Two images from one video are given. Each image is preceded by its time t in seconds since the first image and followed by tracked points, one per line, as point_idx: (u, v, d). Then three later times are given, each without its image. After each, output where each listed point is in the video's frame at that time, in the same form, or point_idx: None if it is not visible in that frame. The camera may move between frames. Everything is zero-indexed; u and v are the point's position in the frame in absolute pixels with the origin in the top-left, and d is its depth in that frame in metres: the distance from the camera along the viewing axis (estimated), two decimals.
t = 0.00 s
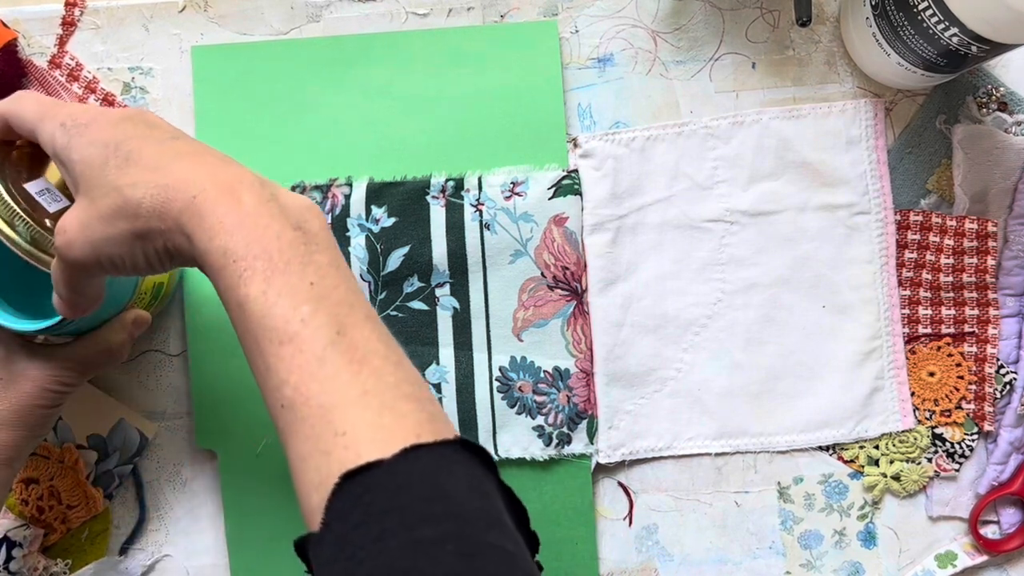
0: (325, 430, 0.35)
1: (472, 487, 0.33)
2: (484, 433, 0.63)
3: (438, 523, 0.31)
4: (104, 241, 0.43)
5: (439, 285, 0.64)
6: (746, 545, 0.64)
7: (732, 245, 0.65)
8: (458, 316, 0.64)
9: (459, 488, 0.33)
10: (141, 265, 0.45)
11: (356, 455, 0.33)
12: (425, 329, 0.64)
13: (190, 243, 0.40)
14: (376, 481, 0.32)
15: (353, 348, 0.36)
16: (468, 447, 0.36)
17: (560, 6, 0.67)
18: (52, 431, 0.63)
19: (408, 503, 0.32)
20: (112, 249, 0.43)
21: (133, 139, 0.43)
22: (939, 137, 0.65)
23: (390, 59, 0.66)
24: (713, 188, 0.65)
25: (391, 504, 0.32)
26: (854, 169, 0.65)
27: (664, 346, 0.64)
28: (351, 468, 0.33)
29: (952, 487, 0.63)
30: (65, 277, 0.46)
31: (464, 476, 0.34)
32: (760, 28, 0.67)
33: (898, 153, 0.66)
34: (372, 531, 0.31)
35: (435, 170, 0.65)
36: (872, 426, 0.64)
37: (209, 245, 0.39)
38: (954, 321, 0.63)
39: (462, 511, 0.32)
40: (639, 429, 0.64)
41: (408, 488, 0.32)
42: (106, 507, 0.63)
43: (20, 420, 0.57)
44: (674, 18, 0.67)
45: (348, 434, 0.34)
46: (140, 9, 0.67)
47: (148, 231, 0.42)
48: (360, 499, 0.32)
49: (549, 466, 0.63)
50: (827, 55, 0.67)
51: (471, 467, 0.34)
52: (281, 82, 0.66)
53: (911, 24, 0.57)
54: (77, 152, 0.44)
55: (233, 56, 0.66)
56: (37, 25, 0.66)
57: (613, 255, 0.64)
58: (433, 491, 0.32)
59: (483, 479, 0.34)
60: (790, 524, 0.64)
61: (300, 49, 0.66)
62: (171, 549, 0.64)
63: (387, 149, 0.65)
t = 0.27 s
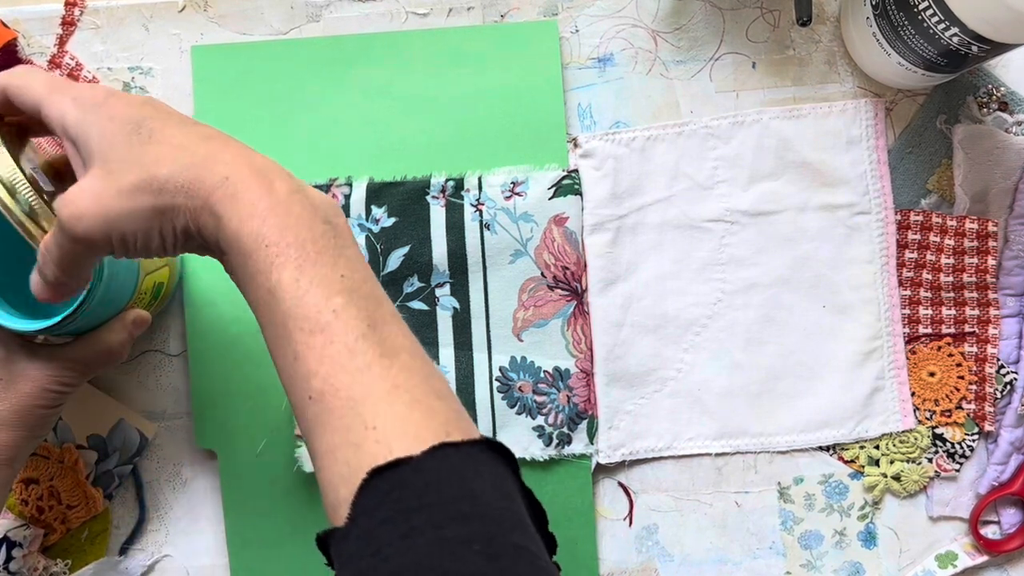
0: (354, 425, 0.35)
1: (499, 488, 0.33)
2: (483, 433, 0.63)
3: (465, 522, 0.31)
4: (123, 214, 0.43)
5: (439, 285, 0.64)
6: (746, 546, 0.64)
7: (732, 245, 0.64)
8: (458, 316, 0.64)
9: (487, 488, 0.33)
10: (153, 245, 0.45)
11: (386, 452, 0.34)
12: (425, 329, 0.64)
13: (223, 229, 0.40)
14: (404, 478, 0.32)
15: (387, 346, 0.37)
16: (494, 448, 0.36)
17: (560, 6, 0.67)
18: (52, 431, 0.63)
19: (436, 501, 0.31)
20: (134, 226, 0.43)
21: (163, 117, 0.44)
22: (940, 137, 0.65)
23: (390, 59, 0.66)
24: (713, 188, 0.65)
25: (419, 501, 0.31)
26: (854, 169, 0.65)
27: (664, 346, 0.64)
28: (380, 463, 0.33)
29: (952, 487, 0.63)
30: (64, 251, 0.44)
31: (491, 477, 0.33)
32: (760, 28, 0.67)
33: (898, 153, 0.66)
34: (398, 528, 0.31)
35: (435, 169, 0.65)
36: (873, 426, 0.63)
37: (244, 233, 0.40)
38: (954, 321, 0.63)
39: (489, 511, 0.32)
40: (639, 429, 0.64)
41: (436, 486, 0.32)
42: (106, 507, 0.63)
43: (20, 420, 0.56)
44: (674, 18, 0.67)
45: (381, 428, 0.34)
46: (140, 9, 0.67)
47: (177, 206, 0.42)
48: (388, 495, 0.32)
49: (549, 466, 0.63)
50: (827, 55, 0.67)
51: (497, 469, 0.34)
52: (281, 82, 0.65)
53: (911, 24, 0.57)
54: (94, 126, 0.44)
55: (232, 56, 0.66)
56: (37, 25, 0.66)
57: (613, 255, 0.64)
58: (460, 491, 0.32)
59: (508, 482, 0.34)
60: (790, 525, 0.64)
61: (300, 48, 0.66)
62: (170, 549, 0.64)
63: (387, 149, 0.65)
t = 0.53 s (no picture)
0: (413, 460, 0.36)
1: (543, 539, 0.36)
2: (484, 433, 0.63)
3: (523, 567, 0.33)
4: (152, 205, 0.42)
5: (439, 285, 0.64)
6: (746, 545, 0.64)
7: (732, 245, 0.64)
8: (458, 316, 0.64)
9: (537, 537, 0.35)
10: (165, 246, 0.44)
11: (448, 491, 0.35)
12: (425, 329, 0.64)
13: (255, 232, 0.42)
14: (466, 517, 0.34)
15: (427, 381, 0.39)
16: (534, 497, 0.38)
17: (560, 6, 0.67)
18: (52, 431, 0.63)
19: (497, 544, 0.33)
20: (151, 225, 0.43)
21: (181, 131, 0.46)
22: (940, 137, 0.65)
23: (391, 59, 0.66)
24: (713, 188, 0.65)
25: (481, 542, 0.33)
26: (854, 169, 0.65)
27: (664, 346, 0.64)
28: (442, 502, 0.35)
29: (952, 487, 0.63)
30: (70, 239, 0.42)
31: (537, 527, 0.36)
32: (760, 28, 0.67)
33: (898, 153, 0.66)
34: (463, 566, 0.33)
35: (435, 170, 0.65)
36: (873, 426, 0.63)
37: (275, 243, 0.41)
38: (954, 321, 0.63)
39: (540, 559, 0.34)
40: (639, 429, 0.64)
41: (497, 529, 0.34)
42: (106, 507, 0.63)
43: (21, 420, 0.56)
44: (674, 18, 0.67)
45: (440, 465, 0.36)
46: (140, 9, 0.67)
47: (211, 206, 0.43)
48: (450, 533, 0.34)
49: (549, 466, 0.63)
50: (827, 55, 0.67)
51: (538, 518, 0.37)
52: (281, 82, 0.65)
53: (911, 24, 0.57)
54: (98, 125, 0.43)
55: (233, 56, 0.66)
56: (37, 25, 0.66)
57: (613, 255, 0.64)
58: (516, 536, 0.34)
59: (546, 533, 0.37)
60: (790, 524, 0.64)
61: (300, 48, 0.66)
62: (170, 550, 0.64)
63: (387, 149, 0.65)
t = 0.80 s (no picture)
0: (487, 521, 0.37)
1: None
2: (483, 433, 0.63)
3: None
4: (226, 250, 0.42)
5: (439, 285, 0.64)
6: (746, 545, 0.64)
7: (732, 245, 0.64)
8: (458, 316, 0.64)
9: None
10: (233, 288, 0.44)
11: (522, 552, 0.36)
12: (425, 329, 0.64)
13: (326, 279, 0.45)
14: None
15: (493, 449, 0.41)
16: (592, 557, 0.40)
17: (560, 6, 0.67)
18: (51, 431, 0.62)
19: None
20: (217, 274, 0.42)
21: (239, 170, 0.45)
22: (939, 137, 0.65)
23: (391, 60, 0.66)
24: (713, 188, 0.65)
25: None
26: (854, 169, 0.65)
27: (664, 345, 0.64)
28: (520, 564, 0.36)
29: (952, 487, 0.63)
30: (144, 280, 0.39)
31: None
32: (760, 28, 0.67)
33: (898, 153, 0.65)
34: None
35: (435, 170, 0.65)
36: (872, 426, 0.63)
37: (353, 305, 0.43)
38: (954, 321, 0.63)
39: None
40: (639, 429, 0.64)
41: None
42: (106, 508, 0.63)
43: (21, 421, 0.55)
44: (674, 18, 0.67)
45: (514, 528, 0.37)
46: (140, 9, 0.67)
47: (283, 251, 0.44)
48: None
49: (549, 466, 0.63)
50: (826, 55, 0.67)
51: None
52: (281, 83, 0.65)
53: (911, 24, 0.57)
54: (161, 164, 0.42)
55: (233, 55, 0.66)
56: (37, 25, 0.66)
57: (613, 255, 0.64)
58: None
59: None
60: (790, 524, 0.64)
61: (300, 49, 0.66)
62: (170, 549, 0.64)
63: (388, 149, 0.65)
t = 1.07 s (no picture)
0: (670, 553, 0.42)
1: None
2: (484, 433, 0.63)
3: None
4: (510, 329, 0.42)
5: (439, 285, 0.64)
6: (746, 546, 0.64)
7: (732, 245, 0.64)
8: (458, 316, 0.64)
9: None
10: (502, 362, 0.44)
11: None
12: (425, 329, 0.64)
13: (594, 379, 0.44)
14: None
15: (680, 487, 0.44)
16: None
17: (560, 6, 0.67)
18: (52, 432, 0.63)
19: None
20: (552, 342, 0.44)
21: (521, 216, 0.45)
22: (940, 137, 0.65)
23: (391, 60, 0.65)
24: (713, 188, 0.65)
25: None
26: (855, 169, 0.64)
27: (664, 345, 0.64)
28: None
29: (952, 487, 0.63)
30: (420, 330, 0.41)
31: None
32: (761, 28, 0.67)
33: (898, 153, 0.65)
34: None
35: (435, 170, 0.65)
36: (873, 426, 0.63)
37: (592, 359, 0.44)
38: (955, 321, 0.63)
39: None
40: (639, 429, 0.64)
41: None
42: (106, 508, 0.63)
43: (24, 424, 0.57)
44: (674, 18, 0.67)
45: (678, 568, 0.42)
46: (140, 9, 0.66)
47: (466, 312, 0.41)
48: None
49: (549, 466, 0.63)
50: (827, 55, 0.67)
51: None
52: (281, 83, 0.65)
53: (912, 24, 0.57)
54: (483, 223, 0.43)
55: (233, 55, 0.65)
56: (36, 24, 0.66)
57: (613, 255, 0.64)
58: None
59: None
60: (790, 525, 0.64)
61: (300, 49, 0.66)
62: (170, 550, 0.64)
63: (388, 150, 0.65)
